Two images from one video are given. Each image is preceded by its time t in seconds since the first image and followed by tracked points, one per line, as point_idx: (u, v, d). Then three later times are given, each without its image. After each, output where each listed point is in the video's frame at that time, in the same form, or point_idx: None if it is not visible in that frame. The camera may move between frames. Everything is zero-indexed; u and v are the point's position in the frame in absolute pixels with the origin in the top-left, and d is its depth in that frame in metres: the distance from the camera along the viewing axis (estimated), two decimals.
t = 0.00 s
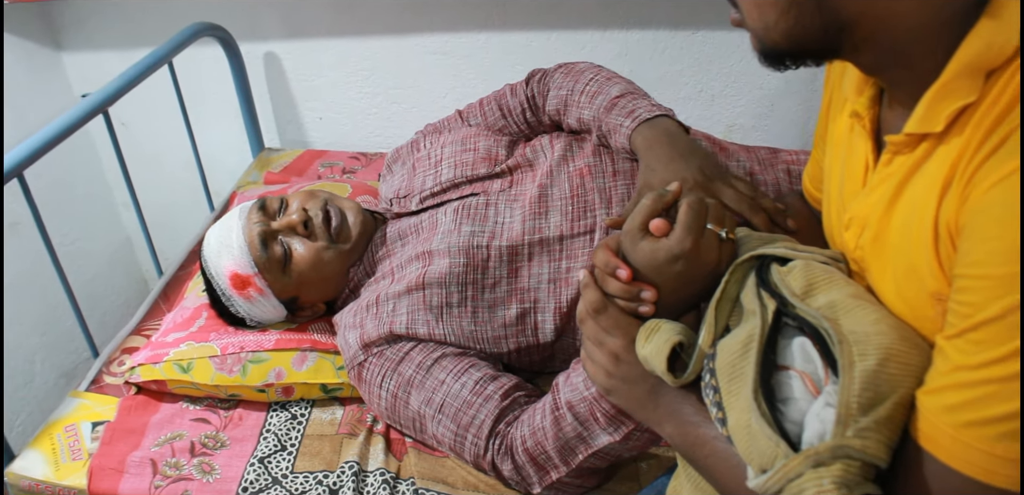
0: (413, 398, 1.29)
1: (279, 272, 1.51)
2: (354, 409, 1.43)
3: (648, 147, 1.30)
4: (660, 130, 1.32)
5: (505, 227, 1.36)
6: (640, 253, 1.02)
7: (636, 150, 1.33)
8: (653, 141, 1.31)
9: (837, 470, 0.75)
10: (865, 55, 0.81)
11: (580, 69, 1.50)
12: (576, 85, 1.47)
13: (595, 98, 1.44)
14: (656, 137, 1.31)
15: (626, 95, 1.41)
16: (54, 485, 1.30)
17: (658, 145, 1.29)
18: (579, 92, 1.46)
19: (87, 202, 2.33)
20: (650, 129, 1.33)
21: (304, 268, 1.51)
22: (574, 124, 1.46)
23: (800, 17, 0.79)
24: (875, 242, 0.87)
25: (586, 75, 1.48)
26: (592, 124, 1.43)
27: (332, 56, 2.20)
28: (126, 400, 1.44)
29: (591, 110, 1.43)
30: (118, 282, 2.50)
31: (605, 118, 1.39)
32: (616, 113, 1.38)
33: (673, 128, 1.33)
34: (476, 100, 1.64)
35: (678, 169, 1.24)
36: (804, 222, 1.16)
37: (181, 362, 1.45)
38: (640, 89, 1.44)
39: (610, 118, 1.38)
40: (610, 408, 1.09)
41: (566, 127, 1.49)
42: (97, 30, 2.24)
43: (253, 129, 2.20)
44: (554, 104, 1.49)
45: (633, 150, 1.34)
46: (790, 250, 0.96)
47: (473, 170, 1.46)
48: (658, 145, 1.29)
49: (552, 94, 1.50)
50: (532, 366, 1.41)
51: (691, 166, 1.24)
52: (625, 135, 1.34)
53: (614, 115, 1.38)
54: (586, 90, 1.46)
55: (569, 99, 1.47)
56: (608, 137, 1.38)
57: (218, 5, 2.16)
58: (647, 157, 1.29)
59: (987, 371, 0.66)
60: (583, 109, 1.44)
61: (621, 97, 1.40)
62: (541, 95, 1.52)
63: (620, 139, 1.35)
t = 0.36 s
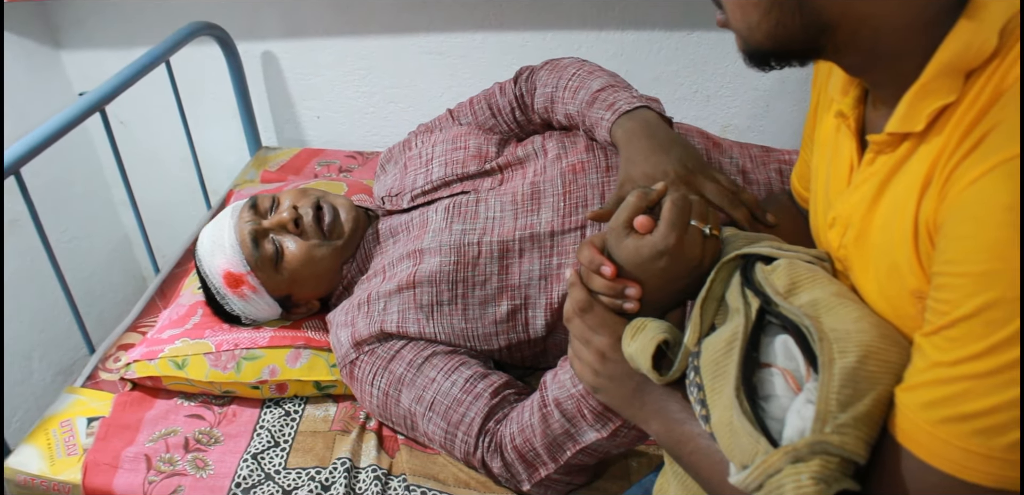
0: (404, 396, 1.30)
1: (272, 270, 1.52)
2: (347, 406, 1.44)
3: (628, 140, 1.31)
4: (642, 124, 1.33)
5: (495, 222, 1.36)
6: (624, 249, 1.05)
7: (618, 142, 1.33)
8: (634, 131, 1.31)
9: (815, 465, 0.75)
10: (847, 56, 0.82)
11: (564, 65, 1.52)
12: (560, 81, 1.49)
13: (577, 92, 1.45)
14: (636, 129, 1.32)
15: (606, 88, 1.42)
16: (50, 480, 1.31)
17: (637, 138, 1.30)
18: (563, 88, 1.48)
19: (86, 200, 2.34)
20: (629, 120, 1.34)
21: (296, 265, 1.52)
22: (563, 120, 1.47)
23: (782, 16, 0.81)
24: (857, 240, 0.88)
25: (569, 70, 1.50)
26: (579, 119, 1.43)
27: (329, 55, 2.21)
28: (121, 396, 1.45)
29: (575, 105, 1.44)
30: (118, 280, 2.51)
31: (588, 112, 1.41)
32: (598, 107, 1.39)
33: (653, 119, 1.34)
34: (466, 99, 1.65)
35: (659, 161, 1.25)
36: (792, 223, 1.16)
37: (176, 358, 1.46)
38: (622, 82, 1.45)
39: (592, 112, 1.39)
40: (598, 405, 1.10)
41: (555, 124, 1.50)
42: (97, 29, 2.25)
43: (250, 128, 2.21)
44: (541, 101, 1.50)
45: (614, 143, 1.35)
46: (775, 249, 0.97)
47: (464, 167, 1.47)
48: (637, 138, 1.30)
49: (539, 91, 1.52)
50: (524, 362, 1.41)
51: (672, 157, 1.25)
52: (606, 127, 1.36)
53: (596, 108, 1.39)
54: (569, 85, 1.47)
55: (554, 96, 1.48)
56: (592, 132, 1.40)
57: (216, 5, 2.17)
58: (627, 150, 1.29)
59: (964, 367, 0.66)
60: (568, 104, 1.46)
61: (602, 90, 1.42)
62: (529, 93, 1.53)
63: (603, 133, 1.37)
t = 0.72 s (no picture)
0: (406, 390, 1.31)
1: (274, 270, 1.54)
2: (345, 399, 1.46)
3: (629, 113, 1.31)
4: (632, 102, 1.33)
5: (497, 223, 1.38)
6: (623, 250, 1.05)
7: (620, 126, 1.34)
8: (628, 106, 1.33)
9: (804, 463, 0.76)
10: (839, 54, 0.83)
11: (573, 59, 1.54)
12: (568, 71, 1.51)
13: (585, 81, 1.47)
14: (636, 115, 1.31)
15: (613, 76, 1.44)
16: (51, 470, 1.33)
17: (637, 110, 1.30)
18: (570, 78, 1.50)
19: (89, 194, 2.36)
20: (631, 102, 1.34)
21: (298, 263, 1.53)
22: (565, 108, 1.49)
23: (774, 15, 0.81)
24: (849, 239, 0.89)
25: (579, 63, 1.51)
26: (584, 106, 1.45)
27: (330, 51, 2.22)
28: (122, 388, 1.47)
29: (581, 93, 1.46)
30: (120, 273, 2.53)
31: (593, 97, 1.42)
32: (604, 92, 1.41)
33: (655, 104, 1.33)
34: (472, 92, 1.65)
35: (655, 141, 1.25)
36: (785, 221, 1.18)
37: (176, 351, 1.47)
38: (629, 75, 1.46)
39: (597, 97, 1.41)
40: (595, 402, 1.11)
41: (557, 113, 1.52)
42: (100, 24, 2.27)
43: (252, 123, 2.22)
44: (547, 89, 1.52)
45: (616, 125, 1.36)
46: (769, 246, 0.98)
47: (467, 163, 1.48)
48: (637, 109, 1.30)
49: (545, 81, 1.53)
50: (523, 358, 1.42)
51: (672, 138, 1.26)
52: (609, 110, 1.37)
53: (601, 93, 1.41)
54: (577, 75, 1.49)
55: (561, 84, 1.50)
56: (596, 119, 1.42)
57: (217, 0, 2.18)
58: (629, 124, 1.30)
59: (952, 367, 0.67)
60: (574, 93, 1.47)
61: (609, 78, 1.43)
62: (536, 84, 1.54)
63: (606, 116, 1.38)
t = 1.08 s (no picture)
0: (404, 386, 1.33)
1: (275, 269, 1.56)
2: (345, 395, 1.47)
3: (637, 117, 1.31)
4: (597, 92, 1.28)
5: (495, 220, 1.39)
6: (620, 248, 1.06)
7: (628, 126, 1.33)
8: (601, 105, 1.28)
9: (793, 459, 0.77)
10: (832, 55, 0.83)
11: (563, 57, 1.52)
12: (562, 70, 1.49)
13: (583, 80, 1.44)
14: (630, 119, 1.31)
15: (589, 72, 1.44)
16: (55, 464, 1.34)
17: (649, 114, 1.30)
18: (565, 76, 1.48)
19: (93, 192, 2.38)
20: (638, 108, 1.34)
21: (299, 264, 1.55)
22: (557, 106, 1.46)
23: (767, 17, 0.82)
24: (842, 238, 0.90)
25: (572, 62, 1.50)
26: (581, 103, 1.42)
27: (333, 51, 2.24)
28: (125, 384, 1.48)
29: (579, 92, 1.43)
30: (124, 271, 2.55)
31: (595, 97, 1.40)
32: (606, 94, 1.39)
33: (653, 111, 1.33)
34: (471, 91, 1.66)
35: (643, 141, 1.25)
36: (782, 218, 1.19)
37: (179, 347, 1.49)
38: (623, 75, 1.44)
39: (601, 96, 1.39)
40: (590, 399, 1.12)
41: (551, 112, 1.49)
42: (105, 24, 2.28)
43: (255, 122, 2.24)
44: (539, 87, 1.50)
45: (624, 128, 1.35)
46: (765, 245, 0.99)
47: (466, 163, 1.49)
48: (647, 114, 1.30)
49: (535, 80, 1.52)
50: (520, 355, 1.43)
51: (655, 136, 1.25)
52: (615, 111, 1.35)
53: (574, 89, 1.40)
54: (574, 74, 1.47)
55: (546, 81, 1.49)
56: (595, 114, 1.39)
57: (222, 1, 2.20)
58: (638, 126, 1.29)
59: (938, 366, 0.68)
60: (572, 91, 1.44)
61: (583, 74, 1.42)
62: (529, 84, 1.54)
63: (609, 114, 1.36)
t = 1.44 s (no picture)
0: (398, 385, 1.34)
1: (271, 262, 1.58)
2: (342, 396, 1.48)
3: (619, 152, 1.32)
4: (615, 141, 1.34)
5: (488, 220, 1.40)
6: (610, 250, 1.08)
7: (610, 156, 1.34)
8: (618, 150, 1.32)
9: (776, 455, 0.78)
10: (815, 57, 0.84)
11: (567, 71, 1.51)
12: (561, 85, 1.49)
13: (575, 101, 1.44)
14: (628, 143, 1.33)
15: (601, 99, 1.42)
16: (54, 466, 1.35)
17: (629, 148, 1.32)
18: (562, 93, 1.48)
19: (93, 196, 2.39)
20: (623, 135, 1.34)
21: (294, 258, 1.57)
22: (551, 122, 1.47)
23: (750, 19, 0.83)
24: (827, 239, 0.91)
25: (571, 78, 1.49)
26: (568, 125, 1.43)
27: (331, 55, 2.25)
28: (124, 386, 1.50)
29: (570, 112, 1.44)
30: (124, 275, 2.56)
31: (582, 121, 1.40)
32: (593, 118, 1.39)
33: (647, 133, 1.35)
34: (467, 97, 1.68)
35: (645, 168, 1.26)
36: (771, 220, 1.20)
37: (177, 349, 1.50)
38: (621, 94, 1.44)
39: (586, 122, 1.39)
40: (581, 398, 1.13)
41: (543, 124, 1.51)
42: (104, 29, 2.30)
43: (254, 126, 2.25)
44: (539, 102, 1.51)
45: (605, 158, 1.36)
46: (753, 246, 1.00)
47: (459, 165, 1.50)
48: (629, 150, 1.31)
49: (537, 92, 1.52)
50: (514, 355, 1.44)
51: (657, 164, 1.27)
52: (596, 141, 1.36)
53: (590, 120, 1.39)
54: (569, 92, 1.47)
55: (551, 98, 1.49)
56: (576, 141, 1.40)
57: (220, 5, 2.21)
58: (620, 162, 1.31)
59: (915, 363, 0.69)
60: (562, 110, 1.45)
61: (600, 102, 1.41)
62: (528, 93, 1.55)
63: (592, 145, 1.37)
